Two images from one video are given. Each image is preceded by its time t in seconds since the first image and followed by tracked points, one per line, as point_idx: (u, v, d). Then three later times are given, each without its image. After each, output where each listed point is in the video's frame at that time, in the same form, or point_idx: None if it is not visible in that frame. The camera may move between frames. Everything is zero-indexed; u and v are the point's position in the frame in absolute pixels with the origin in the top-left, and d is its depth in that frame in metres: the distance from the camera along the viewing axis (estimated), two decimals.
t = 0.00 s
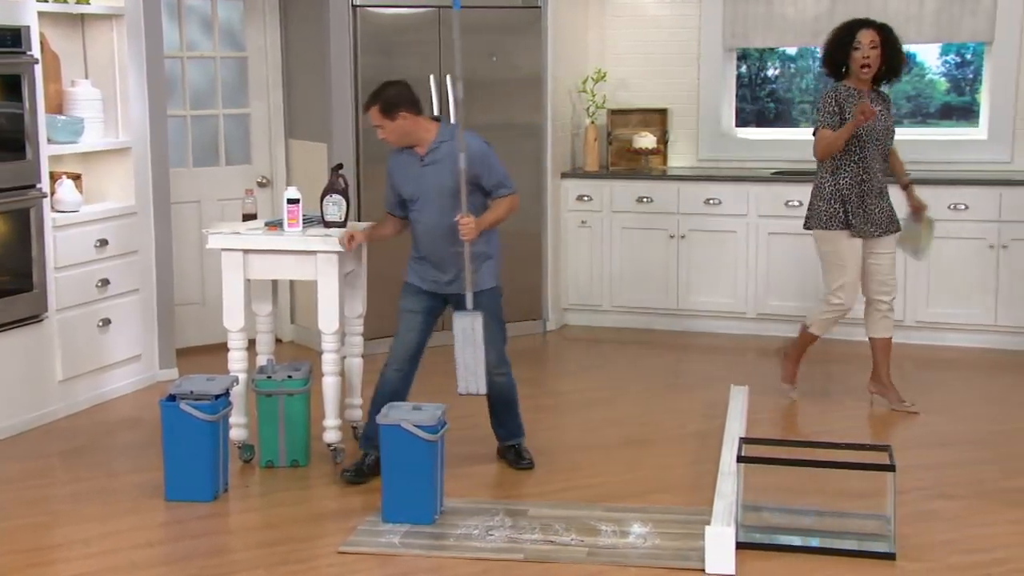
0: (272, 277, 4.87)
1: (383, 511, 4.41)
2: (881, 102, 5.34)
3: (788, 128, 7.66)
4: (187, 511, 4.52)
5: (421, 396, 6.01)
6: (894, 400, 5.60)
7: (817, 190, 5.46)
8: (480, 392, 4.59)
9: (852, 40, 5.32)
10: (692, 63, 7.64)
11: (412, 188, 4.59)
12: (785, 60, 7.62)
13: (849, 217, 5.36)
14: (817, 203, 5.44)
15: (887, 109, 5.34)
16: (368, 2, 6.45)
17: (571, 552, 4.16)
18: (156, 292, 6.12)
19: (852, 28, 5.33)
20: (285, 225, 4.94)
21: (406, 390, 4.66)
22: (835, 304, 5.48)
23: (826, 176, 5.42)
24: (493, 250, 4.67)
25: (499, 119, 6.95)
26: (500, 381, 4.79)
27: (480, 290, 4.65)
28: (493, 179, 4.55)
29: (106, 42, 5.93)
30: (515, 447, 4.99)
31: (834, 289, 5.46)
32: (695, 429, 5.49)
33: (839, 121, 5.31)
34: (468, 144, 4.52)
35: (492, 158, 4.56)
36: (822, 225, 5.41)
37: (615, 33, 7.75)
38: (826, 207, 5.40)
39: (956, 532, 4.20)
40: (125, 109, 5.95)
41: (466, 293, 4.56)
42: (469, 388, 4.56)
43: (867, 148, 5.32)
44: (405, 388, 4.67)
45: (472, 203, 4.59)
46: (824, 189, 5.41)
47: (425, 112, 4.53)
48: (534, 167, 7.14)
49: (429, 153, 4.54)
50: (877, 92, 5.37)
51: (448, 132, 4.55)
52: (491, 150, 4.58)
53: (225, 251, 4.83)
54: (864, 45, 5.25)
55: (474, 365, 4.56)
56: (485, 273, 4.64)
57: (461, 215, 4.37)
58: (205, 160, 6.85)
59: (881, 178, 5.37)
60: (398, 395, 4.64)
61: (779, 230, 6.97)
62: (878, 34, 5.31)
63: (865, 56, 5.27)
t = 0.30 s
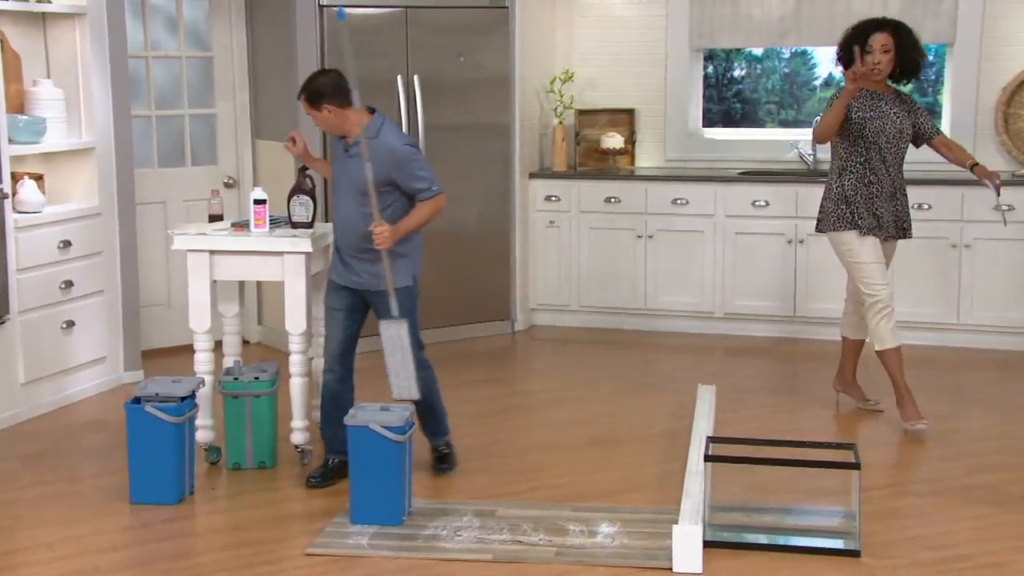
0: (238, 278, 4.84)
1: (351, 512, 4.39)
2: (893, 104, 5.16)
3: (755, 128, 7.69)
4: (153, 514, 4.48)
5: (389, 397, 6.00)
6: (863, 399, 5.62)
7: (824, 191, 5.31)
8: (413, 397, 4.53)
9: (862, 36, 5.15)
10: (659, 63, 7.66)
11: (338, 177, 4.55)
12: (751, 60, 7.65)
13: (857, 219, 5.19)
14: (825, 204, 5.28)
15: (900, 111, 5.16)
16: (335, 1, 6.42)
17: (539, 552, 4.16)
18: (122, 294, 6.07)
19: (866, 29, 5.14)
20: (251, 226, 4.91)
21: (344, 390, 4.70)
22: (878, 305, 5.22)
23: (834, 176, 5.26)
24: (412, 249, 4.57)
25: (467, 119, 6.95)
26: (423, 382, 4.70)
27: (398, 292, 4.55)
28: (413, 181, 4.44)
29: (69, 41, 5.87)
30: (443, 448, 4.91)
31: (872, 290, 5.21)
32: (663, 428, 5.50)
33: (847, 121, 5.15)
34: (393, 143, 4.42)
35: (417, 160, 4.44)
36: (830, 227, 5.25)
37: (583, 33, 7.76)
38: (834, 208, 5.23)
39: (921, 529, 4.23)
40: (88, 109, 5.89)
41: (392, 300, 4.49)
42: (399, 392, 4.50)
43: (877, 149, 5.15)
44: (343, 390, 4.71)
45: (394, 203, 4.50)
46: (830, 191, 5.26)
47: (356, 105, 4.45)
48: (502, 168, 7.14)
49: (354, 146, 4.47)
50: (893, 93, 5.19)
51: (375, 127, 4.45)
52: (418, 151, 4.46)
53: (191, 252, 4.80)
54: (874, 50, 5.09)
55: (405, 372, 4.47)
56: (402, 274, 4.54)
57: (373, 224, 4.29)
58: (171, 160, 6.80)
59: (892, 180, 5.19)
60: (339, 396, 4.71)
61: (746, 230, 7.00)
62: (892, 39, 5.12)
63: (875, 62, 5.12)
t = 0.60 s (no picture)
0: (203, 279, 4.80)
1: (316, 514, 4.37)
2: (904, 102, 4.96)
3: (719, 128, 7.73)
4: (115, 517, 4.44)
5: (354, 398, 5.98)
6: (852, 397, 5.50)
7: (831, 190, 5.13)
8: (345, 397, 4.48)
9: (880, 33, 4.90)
10: (625, 63, 7.68)
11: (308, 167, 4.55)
12: (715, 61, 7.68)
13: (864, 220, 5.00)
14: (832, 204, 5.10)
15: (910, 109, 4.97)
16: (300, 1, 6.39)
17: (505, 552, 4.15)
18: (83, 296, 6.01)
19: (876, 23, 4.91)
20: (215, 227, 4.87)
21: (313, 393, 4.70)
22: (866, 313, 5.10)
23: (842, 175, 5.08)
24: (368, 250, 4.49)
25: (433, 119, 6.93)
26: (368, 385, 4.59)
27: (346, 290, 4.49)
28: (377, 183, 4.40)
29: (27, 40, 5.79)
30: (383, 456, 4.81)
31: (858, 298, 5.10)
32: (629, 428, 5.51)
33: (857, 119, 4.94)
34: (361, 141, 4.41)
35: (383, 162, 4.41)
36: (837, 227, 5.08)
37: (549, 34, 7.77)
38: (840, 207, 5.05)
39: (885, 526, 4.27)
40: (48, 109, 5.82)
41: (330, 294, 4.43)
42: (331, 388, 4.48)
43: (888, 149, 4.96)
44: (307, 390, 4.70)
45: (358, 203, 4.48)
46: (837, 190, 5.08)
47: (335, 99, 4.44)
48: (468, 168, 7.13)
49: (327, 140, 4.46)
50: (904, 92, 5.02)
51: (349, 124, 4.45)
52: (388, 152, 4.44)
53: (154, 253, 4.75)
54: (891, 44, 4.86)
55: (338, 369, 4.45)
56: (353, 272, 4.49)
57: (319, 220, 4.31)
58: (134, 160, 6.75)
59: (903, 181, 4.99)
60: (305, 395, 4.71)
61: (711, 230, 7.03)
62: (905, 32, 4.91)
63: (892, 56, 4.89)
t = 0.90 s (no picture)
0: (167, 281, 4.75)
1: (281, 516, 4.35)
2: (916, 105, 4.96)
3: (684, 129, 7.77)
4: (77, 522, 4.40)
5: (321, 399, 5.95)
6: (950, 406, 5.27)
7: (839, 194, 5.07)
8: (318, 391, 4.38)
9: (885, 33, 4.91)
10: (590, 64, 7.70)
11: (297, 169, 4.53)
12: (680, 62, 7.73)
13: (870, 225, 4.98)
14: (838, 207, 5.05)
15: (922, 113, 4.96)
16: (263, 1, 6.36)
17: (471, 553, 4.15)
18: (43, 298, 5.95)
19: (881, 24, 4.94)
20: (178, 228, 4.83)
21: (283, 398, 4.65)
22: (846, 317, 5.15)
23: (851, 179, 5.03)
24: (359, 252, 4.49)
25: (398, 119, 6.91)
26: (343, 387, 4.56)
27: (334, 291, 4.48)
28: (375, 182, 4.41)
29: None
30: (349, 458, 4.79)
31: (844, 300, 5.12)
32: (595, 428, 5.53)
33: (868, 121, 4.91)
34: (357, 141, 4.41)
35: (379, 162, 4.42)
36: (842, 231, 5.03)
37: (514, 34, 7.77)
38: (844, 211, 5.02)
39: (848, 523, 4.29)
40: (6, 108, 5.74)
41: (318, 291, 4.41)
42: (302, 379, 4.38)
43: (900, 153, 4.94)
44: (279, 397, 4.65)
45: (351, 203, 4.47)
46: (846, 194, 5.03)
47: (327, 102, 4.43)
48: (434, 168, 7.11)
49: (319, 142, 4.46)
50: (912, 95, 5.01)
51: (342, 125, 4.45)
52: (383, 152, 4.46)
53: (116, 255, 4.71)
54: (897, 41, 4.87)
55: (314, 363, 4.36)
56: (343, 274, 4.47)
57: (320, 212, 4.30)
58: (95, 161, 6.69)
59: (910, 186, 4.98)
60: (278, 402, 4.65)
61: (676, 230, 7.06)
62: (911, 31, 4.93)
63: (898, 53, 4.90)
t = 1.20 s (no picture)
0: (127, 282, 4.70)
1: (245, 519, 4.31)
2: (933, 102, 4.84)
3: (648, 129, 7.80)
4: (36, 526, 4.34)
5: (285, 401, 5.92)
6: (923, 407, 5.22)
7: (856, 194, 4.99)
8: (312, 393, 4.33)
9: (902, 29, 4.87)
10: (554, 64, 7.71)
11: (270, 171, 4.43)
12: (643, 62, 7.76)
13: (885, 226, 4.88)
14: (852, 209, 4.97)
15: (940, 110, 4.85)
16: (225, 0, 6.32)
17: (435, 554, 4.14)
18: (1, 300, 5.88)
19: (900, 22, 4.91)
20: (140, 229, 4.78)
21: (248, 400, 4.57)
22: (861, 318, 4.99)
23: (868, 179, 4.94)
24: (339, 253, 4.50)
25: (361, 119, 6.89)
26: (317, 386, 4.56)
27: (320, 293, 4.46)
28: (361, 184, 4.41)
29: None
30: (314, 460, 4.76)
31: (862, 303, 4.96)
32: (560, 427, 5.53)
33: (879, 121, 4.83)
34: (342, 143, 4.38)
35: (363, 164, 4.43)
36: (856, 232, 4.94)
37: (478, 35, 7.77)
38: (859, 212, 4.93)
39: (811, 520, 4.32)
40: None
41: (318, 294, 4.37)
42: (297, 383, 4.30)
43: (917, 152, 4.82)
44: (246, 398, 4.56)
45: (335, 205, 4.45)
46: (862, 194, 4.94)
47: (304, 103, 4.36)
48: (397, 169, 7.09)
49: (301, 144, 4.38)
50: (934, 93, 4.89)
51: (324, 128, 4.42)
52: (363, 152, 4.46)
53: (76, 256, 4.65)
54: (911, 35, 4.82)
55: (312, 364, 4.30)
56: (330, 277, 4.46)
57: (326, 214, 4.24)
58: (54, 162, 6.61)
59: (928, 186, 4.86)
60: (246, 404, 4.57)
61: (640, 230, 7.07)
62: (930, 26, 4.85)
63: (914, 47, 4.82)
